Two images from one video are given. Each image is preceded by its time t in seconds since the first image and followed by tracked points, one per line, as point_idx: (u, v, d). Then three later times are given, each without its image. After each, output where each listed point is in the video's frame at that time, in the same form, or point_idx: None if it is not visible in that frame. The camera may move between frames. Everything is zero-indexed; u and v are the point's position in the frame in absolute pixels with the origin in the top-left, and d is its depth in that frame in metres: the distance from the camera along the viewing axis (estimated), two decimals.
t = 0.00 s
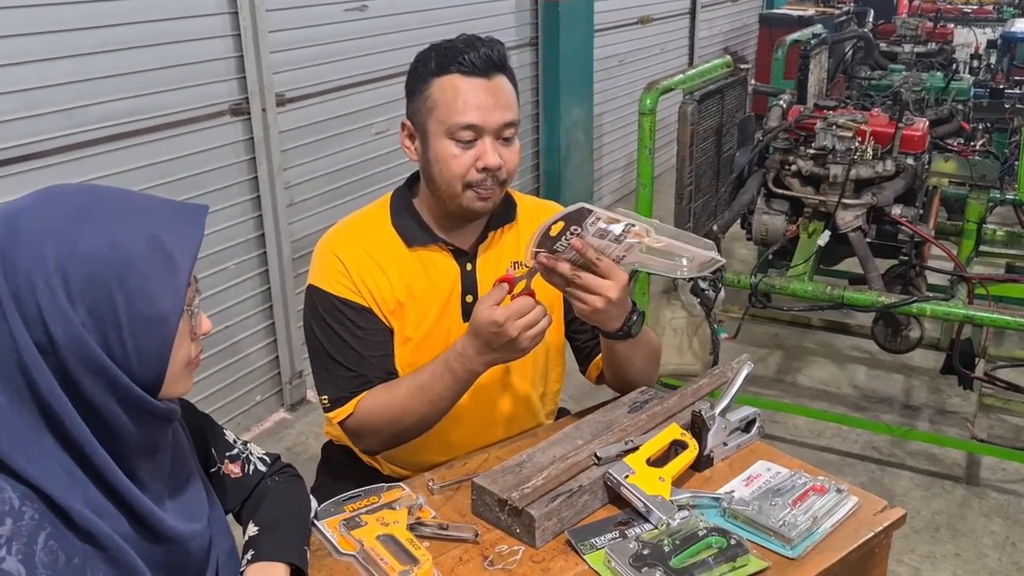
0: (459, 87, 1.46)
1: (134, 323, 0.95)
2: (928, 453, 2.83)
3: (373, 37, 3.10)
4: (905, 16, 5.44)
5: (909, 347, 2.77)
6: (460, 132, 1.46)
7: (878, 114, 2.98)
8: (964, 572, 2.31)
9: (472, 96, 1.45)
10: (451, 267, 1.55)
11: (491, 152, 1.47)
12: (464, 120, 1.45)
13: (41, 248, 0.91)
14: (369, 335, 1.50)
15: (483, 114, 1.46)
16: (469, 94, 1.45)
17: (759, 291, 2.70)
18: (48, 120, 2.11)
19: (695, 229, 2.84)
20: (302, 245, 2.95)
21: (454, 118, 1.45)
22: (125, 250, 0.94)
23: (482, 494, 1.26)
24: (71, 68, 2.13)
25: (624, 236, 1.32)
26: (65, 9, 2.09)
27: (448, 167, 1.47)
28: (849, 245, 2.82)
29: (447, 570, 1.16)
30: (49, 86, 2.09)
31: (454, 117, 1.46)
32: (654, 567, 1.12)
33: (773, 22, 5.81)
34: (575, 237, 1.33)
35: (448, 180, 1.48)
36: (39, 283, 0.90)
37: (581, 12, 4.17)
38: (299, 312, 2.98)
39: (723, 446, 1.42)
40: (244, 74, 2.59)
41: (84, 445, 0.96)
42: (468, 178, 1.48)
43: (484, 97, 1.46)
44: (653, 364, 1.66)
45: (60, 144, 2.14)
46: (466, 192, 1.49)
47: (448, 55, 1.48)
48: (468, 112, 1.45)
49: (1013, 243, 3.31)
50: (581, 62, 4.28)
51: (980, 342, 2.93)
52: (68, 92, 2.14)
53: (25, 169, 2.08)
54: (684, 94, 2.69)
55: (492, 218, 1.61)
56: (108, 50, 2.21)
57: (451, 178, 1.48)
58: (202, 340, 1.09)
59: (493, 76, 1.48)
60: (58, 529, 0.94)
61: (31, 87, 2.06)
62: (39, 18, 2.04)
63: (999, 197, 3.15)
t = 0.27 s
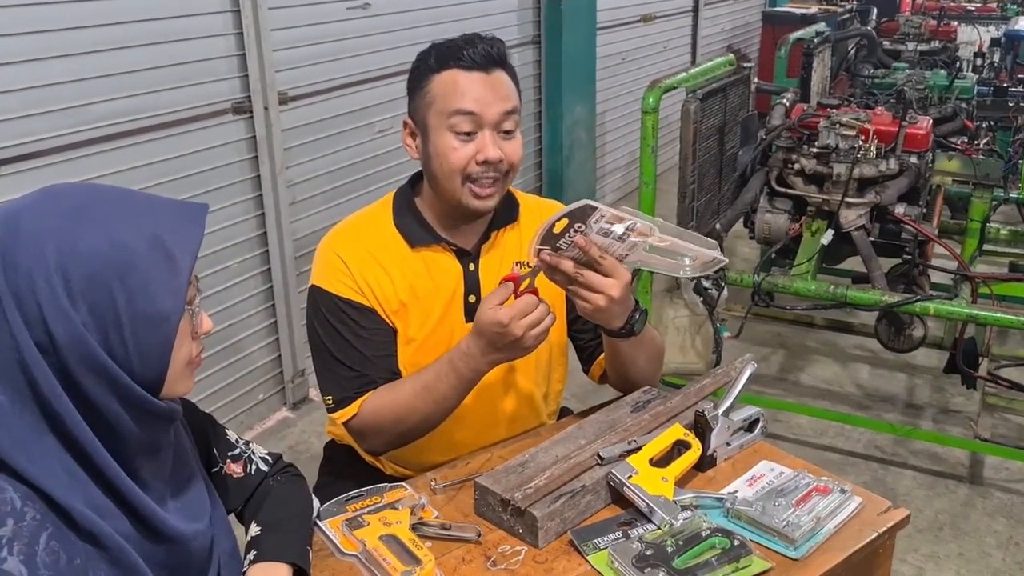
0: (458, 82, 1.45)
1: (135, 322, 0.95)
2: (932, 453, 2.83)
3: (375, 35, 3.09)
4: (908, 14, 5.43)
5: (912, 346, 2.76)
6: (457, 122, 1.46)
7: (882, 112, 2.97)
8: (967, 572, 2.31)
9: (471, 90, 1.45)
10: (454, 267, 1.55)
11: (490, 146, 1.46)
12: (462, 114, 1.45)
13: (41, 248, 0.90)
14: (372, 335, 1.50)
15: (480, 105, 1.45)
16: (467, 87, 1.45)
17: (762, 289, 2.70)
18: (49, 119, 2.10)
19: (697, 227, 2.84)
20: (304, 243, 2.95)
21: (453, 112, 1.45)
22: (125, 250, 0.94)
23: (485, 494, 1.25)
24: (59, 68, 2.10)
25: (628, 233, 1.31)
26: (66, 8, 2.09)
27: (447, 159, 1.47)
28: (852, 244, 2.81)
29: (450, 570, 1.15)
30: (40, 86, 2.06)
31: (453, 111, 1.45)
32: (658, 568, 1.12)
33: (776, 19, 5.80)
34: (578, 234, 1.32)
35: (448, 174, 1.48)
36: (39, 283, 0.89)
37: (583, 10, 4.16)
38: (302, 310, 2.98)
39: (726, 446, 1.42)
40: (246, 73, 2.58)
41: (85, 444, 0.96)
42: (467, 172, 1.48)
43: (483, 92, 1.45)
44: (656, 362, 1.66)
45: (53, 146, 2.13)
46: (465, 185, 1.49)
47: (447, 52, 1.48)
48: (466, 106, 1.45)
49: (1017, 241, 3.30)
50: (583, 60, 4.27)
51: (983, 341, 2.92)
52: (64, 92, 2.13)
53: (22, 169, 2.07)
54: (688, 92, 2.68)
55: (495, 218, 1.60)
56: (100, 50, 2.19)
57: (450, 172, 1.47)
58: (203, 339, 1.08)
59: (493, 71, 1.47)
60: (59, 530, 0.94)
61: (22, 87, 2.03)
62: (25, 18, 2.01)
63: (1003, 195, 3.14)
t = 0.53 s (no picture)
0: (458, 77, 1.45)
1: (139, 322, 0.94)
2: (936, 453, 2.82)
3: (379, 34, 3.09)
4: (913, 13, 5.41)
5: (917, 346, 2.76)
6: (453, 116, 1.46)
7: (887, 111, 2.96)
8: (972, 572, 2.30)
9: (470, 84, 1.45)
10: (457, 266, 1.55)
11: (483, 140, 1.45)
12: (459, 106, 1.45)
13: (43, 247, 0.90)
14: (376, 333, 1.50)
15: (477, 100, 1.45)
16: (465, 82, 1.45)
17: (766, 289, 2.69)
18: (51, 118, 2.10)
19: (701, 226, 2.83)
20: (308, 242, 2.94)
21: (448, 104, 1.45)
22: (128, 250, 0.94)
23: (489, 494, 1.25)
24: (54, 69, 2.08)
25: (659, 264, 1.27)
26: (70, 7, 2.09)
27: (439, 152, 1.46)
28: (856, 243, 2.81)
29: (454, 571, 1.15)
30: (40, 85, 2.05)
31: (449, 105, 1.45)
32: (662, 569, 1.11)
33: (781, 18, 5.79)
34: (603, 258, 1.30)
35: (440, 166, 1.47)
36: (43, 283, 0.89)
37: (587, 9, 4.15)
38: (305, 309, 2.98)
39: (731, 446, 1.41)
40: (250, 72, 2.58)
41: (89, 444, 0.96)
42: (460, 165, 1.46)
43: (483, 87, 1.45)
44: (658, 364, 1.65)
45: (53, 146, 2.12)
46: (457, 179, 1.47)
47: (451, 48, 1.48)
48: (464, 100, 1.45)
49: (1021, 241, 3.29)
50: (587, 59, 4.27)
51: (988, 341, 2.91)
52: (65, 92, 2.12)
53: (23, 169, 2.06)
54: (692, 91, 2.69)
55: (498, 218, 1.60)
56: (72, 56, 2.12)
57: (443, 164, 1.47)
58: (206, 339, 1.08)
59: (494, 68, 1.47)
60: (64, 530, 0.93)
61: (19, 88, 2.01)
62: (21, 18, 1.99)
63: (1008, 195, 3.13)
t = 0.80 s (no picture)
0: (490, 97, 1.43)
1: (145, 322, 0.95)
2: (941, 453, 2.82)
3: (383, 34, 3.09)
4: (917, 12, 5.40)
5: (922, 346, 2.75)
6: (488, 141, 1.44)
7: (892, 111, 2.96)
8: (977, 572, 2.30)
9: (505, 107, 1.43)
10: (470, 268, 1.55)
11: (518, 166, 1.46)
12: (494, 132, 1.43)
13: (50, 248, 0.90)
14: (385, 332, 1.50)
15: (513, 125, 1.44)
16: (498, 103, 1.43)
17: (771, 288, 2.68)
18: (55, 118, 2.10)
19: (707, 226, 2.83)
20: (312, 242, 2.95)
21: (484, 129, 1.43)
22: (135, 250, 0.94)
23: (496, 495, 1.25)
24: (55, 69, 2.08)
25: (693, 305, 1.32)
26: (74, 7, 2.09)
27: (472, 174, 1.46)
28: (861, 243, 2.81)
29: (461, 571, 1.15)
30: (45, 85, 2.06)
31: (484, 129, 1.43)
32: (669, 569, 1.11)
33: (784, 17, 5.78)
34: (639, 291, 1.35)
35: (471, 189, 1.47)
36: (49, 284, 0.89)
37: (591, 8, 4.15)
38: (310, 309, 2.98)
39: (737, 446, 1.41)
40: (255, 72, 2.59)
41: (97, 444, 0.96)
42: (491, 189, 1.47)
43: (517, 109, 1.44)
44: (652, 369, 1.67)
45: (56, 146, 2.11)
46: (486, 203, 1.48)
47: (481, 63, 1.46)
48: (498, 124, 1.43)
49: None
50: (592, 59, 4.26)
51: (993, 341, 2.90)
52: (69, 92, 2.12)
53: (26, 169, 2.06)
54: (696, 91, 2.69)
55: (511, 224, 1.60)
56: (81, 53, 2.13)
57: (474, 188, 1.47)
58: (212, 339, 1.08)
59: (524, 86, 1.46)
60: (72, 530, 0.93)
61: (20, 88, 2.01)
62: (23, 18, 1.99)
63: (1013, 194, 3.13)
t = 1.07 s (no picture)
0: (515, 98, 1.43)
1: (153, 320, 0.94)
2: (947, 452, 2.81)
3: (387, 33, 3.08)
4: (922, 10, 5.38)
5: (928, 345, 2.74)
6: (511, 142, 1.44)
7: (898, 109, 2.95)
8: (983, 572, 2.29)
9: (530, 109, 1.43)
10: (483, 271, 1.55)
11: (539, 168, 1.46)
12: (518, 133, 1.43)
13: (59, 246, 0.90)
14: (395, 332, 1.49)
15: (539, 127, 1.43)
16: (524, 104, 1.43)
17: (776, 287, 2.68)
18: (59, 117, 2.10)
19: (712, 225, 2.83)
20: (317, 241, 2.94)
21: (508, 129, 1.43)
22: (143, 248, 0.94)
23: (502, 494, 1.25)
24: (58, 68, 2.07)
25: (712, 313, 1.34)
26: (78, 5, 2.09)
27: (493, 173, 1.45)
28: (867, 241, 2.80)
29: (468, 570, 1.15)
30: (49, 85, 2.06)
31: (508, 129, 1.43)
32: (677, 569, 1.11)
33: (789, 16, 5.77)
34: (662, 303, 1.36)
35: (490, 189, 1.47)
36: (58, 281, 0.89)
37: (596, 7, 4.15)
38: (314, 308, 2.98)
39: (744, 446, 1.41)
40: (260, 70, 2.59)
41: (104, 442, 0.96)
42: (511, 189, 1.47)
43: (542, 112, 1.44)
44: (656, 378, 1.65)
45: (59, 145, 2.11)
46: (504, 203, 1.48)
47: (508, 62, 1.45)
48: (523, 125, 1.43)
49: None
50: (596, 58, 4.26)
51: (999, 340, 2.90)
52: (74, 91, 2.12)
53: (29, 169, 2.06)
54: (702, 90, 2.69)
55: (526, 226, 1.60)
56: (102, 49, 2.16)
57: (494, 188, 1.46)
58: (220, 338, 1.08)
59: (551, 88, 1.45)
60: (78, 528, 0.93)
61: (21, 88, 2.00)
62: (25, 18, 1.98)
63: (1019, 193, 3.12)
